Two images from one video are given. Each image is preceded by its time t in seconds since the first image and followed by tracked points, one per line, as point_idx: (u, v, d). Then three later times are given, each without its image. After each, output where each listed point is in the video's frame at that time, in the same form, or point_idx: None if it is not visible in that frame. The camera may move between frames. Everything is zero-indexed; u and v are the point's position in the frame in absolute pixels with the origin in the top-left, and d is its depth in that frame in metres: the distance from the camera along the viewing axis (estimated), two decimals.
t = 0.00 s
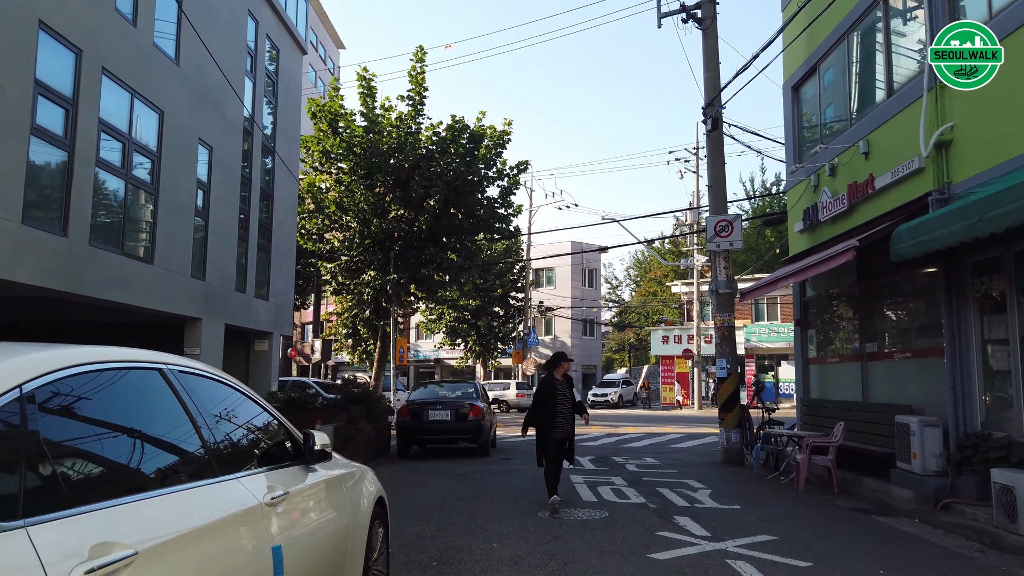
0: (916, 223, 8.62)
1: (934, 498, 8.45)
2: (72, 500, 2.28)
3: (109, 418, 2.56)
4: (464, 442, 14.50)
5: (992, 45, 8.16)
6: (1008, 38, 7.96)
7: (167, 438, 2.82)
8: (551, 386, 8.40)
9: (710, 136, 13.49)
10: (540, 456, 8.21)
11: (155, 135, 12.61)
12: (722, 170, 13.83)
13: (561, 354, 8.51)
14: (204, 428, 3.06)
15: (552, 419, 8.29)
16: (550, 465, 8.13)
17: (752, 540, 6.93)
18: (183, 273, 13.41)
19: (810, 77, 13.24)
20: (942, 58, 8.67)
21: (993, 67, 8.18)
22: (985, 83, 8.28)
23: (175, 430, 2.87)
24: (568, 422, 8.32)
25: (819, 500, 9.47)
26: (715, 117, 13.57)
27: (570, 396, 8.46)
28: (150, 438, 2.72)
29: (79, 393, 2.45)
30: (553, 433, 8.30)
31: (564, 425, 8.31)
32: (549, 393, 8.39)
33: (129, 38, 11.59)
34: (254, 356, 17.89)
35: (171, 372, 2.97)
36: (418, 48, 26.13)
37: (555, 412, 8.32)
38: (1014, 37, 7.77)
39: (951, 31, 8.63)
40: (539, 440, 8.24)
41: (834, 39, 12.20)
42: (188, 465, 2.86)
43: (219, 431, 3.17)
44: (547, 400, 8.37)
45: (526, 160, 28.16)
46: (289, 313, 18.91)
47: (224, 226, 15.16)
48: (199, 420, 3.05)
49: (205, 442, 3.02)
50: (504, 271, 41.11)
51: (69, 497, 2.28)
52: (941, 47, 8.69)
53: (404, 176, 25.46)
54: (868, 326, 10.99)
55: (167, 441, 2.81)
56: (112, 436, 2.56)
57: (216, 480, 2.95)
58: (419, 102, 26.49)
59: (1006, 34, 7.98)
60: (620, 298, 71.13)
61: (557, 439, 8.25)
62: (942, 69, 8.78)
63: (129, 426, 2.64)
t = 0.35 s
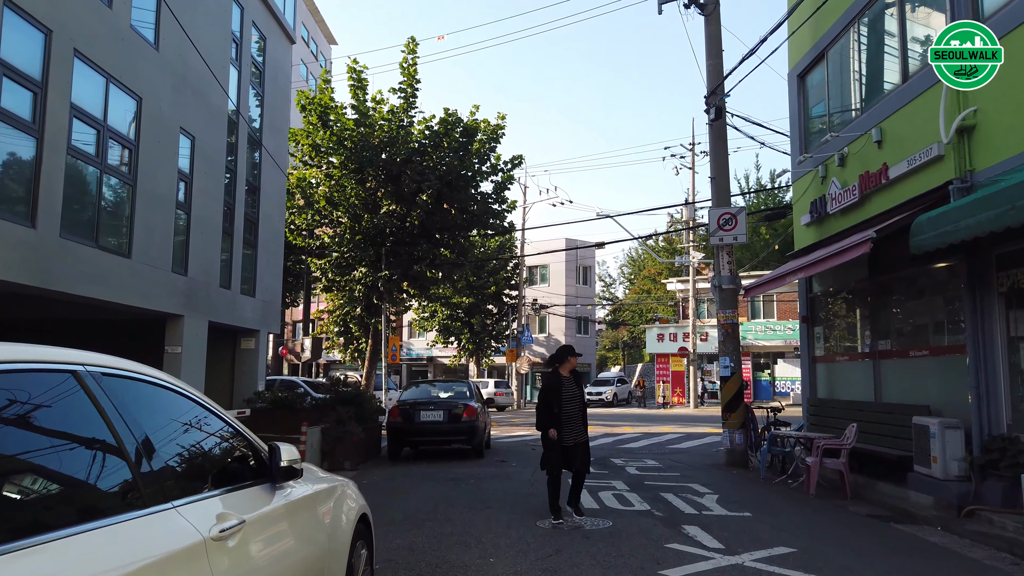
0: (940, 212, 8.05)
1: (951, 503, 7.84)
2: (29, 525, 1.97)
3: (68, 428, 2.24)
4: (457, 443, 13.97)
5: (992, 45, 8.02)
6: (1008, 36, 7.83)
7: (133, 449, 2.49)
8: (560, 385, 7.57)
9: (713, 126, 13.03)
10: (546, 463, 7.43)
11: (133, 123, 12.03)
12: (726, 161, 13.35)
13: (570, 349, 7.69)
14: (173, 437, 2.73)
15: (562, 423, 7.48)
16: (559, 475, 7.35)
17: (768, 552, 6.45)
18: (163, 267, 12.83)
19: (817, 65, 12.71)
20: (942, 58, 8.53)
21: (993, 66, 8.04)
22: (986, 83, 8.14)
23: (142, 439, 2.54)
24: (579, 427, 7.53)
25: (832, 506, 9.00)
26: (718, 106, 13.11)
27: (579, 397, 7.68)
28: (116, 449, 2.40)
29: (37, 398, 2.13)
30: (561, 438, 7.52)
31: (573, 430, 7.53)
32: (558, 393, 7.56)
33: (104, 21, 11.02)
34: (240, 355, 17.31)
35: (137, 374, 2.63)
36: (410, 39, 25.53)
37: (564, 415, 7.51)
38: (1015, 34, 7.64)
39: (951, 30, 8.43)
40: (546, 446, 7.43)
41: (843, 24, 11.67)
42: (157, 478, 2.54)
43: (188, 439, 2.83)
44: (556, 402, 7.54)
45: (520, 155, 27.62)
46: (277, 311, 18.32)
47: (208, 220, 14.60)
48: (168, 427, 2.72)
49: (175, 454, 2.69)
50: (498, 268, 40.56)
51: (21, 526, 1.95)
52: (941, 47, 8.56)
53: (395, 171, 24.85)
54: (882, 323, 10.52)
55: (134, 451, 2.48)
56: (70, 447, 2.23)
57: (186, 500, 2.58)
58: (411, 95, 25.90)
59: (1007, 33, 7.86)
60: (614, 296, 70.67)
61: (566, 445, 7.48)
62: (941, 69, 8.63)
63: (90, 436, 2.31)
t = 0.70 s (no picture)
0: (970, 202, 7.53)
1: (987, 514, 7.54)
2: None
3: (40, 427, 1.96)
4: (453, 446, 13.45)
5: (992, 44, 7.96)
6: (1009, 36, 7.79)
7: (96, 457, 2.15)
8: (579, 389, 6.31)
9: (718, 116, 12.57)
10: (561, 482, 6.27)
11: (112, 110, 11.45)
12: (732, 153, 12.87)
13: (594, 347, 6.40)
14: (143, 446, 2.36)
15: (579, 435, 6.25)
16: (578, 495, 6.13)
17: (794, 567, 5.96)
18: (144, 262, 12.26)
19: (826, 53, 12.24)
20: (942, 58, 8.48)
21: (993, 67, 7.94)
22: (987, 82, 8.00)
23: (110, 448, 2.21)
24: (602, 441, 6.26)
25: (850, 513, 8.53)
26: (724, 96, 12.64)
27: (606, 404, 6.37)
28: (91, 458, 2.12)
29: (5, 395, 1.85)
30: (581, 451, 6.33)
31: (596, 444, 6.23)
32: (578, 399, 6.29)
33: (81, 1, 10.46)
34: (227, 354, 16.69)
35: (117, 382, 2.31)
36: (403, 31, 24.98)
37: (584, 425, 6.25)
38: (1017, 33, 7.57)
39: (952, 31, 8.42)
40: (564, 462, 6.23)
41: (853, 10, 11.19)
42: (106, 494, 2.11)
43: (160, 448, 2.45)
44: (574, 410, 6.29)
45: (516, 151, 27.10)
46: (265, 308, 17.74)
47: (193, 213, 14.03)
48: (141, 434, 2.37)
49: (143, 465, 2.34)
50: (492, 267, 40.06)
51: None
52: (942, 47, 8.52)
53: (388, 166, 24.26)
54: (899, 321, 10.07)
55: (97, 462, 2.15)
56: (31, 454, 1.91)
57: (107, 538, 2.02)
58: (404, 88, 25.31)
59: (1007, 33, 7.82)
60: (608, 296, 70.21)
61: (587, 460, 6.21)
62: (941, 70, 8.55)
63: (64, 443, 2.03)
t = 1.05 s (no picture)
0: (1012, 187, 6.96)
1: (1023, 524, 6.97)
2: None
3: None
4: (451, 448, 12.89)
5: (993, 45, 8.03)
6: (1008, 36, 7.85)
7: (52, 471, 1.91)
8: (595, 389, 4.94)
9: (729, 104, 12.05)
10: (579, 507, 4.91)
11: (91, 93, 10.87)
12: (744, 142, 12.32)
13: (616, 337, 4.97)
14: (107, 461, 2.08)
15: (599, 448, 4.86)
16: (603, 523, 4.78)
17: None
18: (127, 255, 11.67)
19: (841, 38, 11.69)
20: (942, 58, 8.49)
21: (993, 67, 8.03)
22: (987, 82, 8.08)
23: (71, 457, 1.95)
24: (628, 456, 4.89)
25: (877, 522, 7.99)
26: (736, 82, 12.11)
27: (635, 407, 4.96)
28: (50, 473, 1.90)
29: None
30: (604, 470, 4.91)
31: (623, 459, 4.86)
32: (593, 402, 4.92)
33: None
34: (217, 353, 16.07)
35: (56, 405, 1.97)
36: (401, 22, 24.40)
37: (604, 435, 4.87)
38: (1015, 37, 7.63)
39: (951, 31, 8.46)
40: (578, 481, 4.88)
41: None
42: None
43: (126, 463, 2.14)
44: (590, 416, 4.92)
45: (515, 145, 26.56)
46: (257, 305, 17.16)
47: (180, 205, 13.46)
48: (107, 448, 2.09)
49: (113, 474, 2.07)
50: (490, 265, 39.47)
51: None
52: (941, 47, 8.54)
53: (384, 160, 23.66)
54: (924, 317, 9.53)
55: (50, 477, 1.90)
56: None
57: None
58: (401, 80, 24.72)
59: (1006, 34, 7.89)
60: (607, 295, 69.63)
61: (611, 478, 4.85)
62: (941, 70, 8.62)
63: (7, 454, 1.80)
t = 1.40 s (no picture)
0: None
1: None
2: None
3: None
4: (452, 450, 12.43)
5: (991, 45, 8.17)
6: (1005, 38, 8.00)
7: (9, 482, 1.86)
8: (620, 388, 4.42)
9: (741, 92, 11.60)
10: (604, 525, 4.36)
11: (77, 78, 10.45)
12: (756, 132, 11.85)
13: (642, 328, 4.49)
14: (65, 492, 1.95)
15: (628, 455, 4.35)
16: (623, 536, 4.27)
17: None
18: (114, 248, 11.19)
19: (858, 23, 11.24)
20: (942, 58, 8.72)
21: (991, 67, 8.17)
22: (986, 82, 8.22)
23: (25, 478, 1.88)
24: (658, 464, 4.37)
25: (904, 528, 7.55)
26: (748, 69, 11.66)
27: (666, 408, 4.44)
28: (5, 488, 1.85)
29: None
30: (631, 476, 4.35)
31: (656, 468, 4.32)
32: (619, 403, 4.40)
33: None
34: (210, 351, 15.58)
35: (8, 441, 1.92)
36: (400, 15, 23.93)
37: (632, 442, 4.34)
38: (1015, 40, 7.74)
39: (952, 31, 8.66)
40: (606, 496, 4.34)
41: None
42: None
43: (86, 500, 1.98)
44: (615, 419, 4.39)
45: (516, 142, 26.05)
46: (251, 303, 16.70)
47: (171, 197, 13.01)
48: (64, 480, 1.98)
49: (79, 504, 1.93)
50: (490, 264, 38.97)
51: None
52: (942, 47, 8.77)
53: (383, 156, 23.17)
54: (950, 312, 9.07)
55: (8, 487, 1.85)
56: None
57: None
58: (400, 74, 24.24)
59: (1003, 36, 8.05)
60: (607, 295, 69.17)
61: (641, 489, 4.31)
62: (942, 70, 8.78)
63: None
